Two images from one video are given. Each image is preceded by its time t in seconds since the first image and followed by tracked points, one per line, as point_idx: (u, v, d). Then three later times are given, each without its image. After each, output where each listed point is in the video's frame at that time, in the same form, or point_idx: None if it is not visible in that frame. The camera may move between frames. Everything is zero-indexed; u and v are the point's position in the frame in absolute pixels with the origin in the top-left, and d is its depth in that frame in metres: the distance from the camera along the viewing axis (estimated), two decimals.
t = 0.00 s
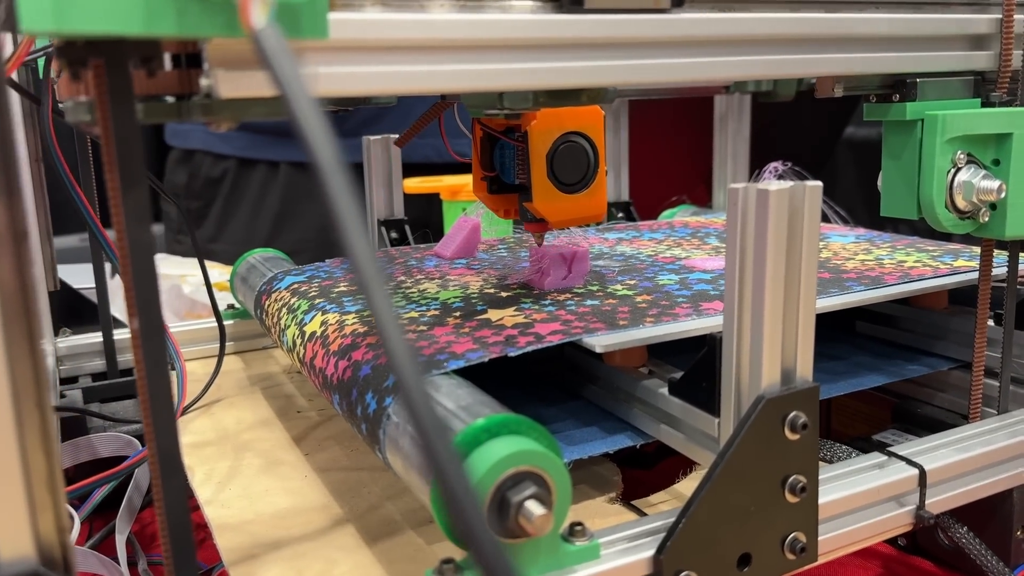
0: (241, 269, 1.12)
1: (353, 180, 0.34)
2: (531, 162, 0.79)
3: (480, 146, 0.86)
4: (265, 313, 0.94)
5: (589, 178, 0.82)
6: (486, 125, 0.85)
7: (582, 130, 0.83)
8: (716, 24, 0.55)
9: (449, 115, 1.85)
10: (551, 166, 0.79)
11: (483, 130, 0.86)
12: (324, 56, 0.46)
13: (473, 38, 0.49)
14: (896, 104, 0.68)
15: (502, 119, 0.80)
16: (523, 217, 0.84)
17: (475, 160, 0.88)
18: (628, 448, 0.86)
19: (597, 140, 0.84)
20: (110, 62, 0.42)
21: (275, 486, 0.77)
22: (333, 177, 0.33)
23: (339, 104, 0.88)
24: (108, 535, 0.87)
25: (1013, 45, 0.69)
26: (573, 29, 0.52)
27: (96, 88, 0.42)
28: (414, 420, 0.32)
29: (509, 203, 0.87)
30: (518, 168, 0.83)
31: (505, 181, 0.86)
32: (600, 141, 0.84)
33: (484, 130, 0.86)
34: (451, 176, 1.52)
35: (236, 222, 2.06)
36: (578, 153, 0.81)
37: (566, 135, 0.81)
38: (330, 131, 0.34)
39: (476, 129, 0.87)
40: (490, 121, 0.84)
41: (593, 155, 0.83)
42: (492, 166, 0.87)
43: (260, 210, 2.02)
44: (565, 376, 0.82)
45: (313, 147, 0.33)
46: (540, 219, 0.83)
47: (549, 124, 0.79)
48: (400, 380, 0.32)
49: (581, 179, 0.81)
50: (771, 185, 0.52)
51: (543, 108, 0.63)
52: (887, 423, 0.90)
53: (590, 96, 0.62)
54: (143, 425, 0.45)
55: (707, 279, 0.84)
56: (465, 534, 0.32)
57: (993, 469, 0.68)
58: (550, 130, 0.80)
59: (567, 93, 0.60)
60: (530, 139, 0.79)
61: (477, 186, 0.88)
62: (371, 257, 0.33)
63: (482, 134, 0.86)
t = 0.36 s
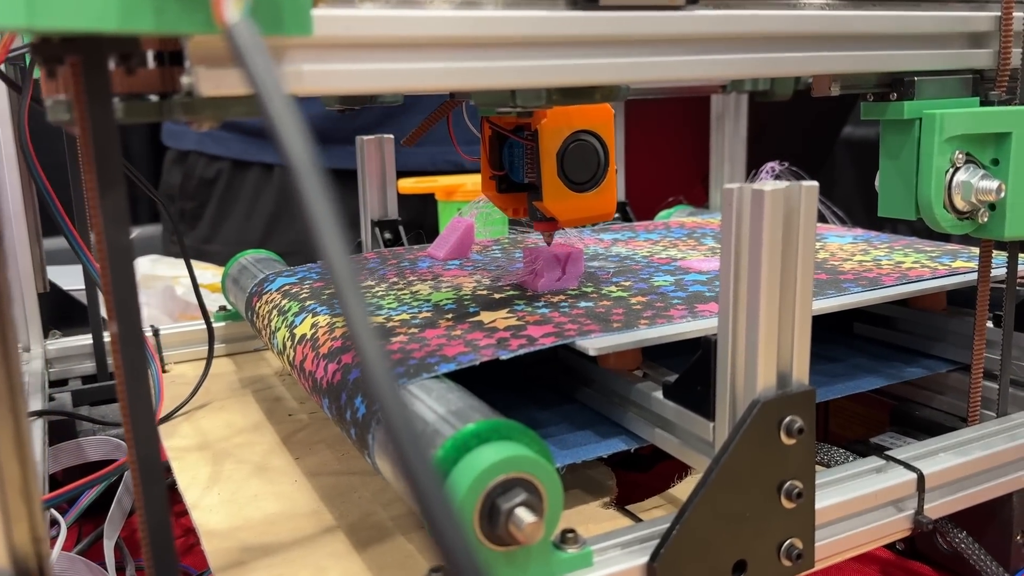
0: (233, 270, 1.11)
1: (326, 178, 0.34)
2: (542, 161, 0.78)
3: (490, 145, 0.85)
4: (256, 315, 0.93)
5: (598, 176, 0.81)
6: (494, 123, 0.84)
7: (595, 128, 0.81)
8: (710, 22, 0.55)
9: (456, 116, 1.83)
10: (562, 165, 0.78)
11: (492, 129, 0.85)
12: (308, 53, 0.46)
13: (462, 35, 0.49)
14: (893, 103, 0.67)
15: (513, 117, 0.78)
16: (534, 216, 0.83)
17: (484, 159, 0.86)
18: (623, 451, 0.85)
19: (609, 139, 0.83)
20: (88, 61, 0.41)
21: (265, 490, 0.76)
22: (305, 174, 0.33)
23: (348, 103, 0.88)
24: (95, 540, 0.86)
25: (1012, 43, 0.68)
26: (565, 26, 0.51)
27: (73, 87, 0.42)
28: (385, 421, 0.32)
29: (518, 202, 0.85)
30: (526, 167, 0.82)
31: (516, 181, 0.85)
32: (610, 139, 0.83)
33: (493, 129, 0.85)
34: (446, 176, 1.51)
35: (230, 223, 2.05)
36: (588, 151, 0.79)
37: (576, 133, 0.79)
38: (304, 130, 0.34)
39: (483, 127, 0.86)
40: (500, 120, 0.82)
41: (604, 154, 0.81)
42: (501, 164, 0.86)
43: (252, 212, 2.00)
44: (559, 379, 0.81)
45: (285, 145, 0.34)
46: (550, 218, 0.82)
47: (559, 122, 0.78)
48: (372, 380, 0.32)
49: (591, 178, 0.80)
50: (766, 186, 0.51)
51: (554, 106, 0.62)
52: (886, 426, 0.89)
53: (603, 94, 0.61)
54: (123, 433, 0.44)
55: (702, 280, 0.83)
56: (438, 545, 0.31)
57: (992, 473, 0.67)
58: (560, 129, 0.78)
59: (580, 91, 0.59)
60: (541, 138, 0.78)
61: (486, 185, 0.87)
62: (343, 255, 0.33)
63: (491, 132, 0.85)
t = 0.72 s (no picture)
0: (227, 269, 1.09)
1: (312, 174, 0.34)
2: (553, 157, 0.77)
3: (499, 141, 0.84)
4: (250, 315, 0.92)
5: (609, 172, 0.80)
6: (505, 119, 0.82)
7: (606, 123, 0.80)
8: (710, 15, 0.54)
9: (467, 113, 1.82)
10: (573, 161, 0.77)
11: (501, 125, 0.83)
12: (299, 46, 0.45)
13: (456, 28, 0.48)
14: (896, 98, 0.66)
15: (524, 113, 0.76)
16: (543, 212, 0.82)
17: (495, 155, 0.85)
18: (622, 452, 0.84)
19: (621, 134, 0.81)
20: (71, 52, 0.40)
21: (258, 492, 0.75)
22: (291, 169, 0.33)
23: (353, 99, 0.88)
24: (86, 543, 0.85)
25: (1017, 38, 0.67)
26: (563, 18, 0.50)
27: (57, 80, 0.41)
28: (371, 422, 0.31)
29: (529, 198, 0.85)
30: (537, 163, 0.81)
31: (525, 176, 0.84)
32: (621, 134, 0.81)
33: (502, 125, 0.83)
34: (443, 175, 1.49)
35: (230, 223, 2.03)
36: (599, 147, 0.78)
37: (587, 129, 0.78)
38: (289, 125, 0.34)
39: (493, 122, 0.84)
40: (510, 115, 0.81)
41: (614, 149, 0.80)
42: (511, 160, 0.85)
43: (251, 212, 2.00)
44: (557, 379, 0.80)
45: (269, 139, 0.33)
46: (560, 214, 0.81)
47: (571, 117, 0.77)
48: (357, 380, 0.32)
49: (601, 173, 0.79)
50: (768, 182, 0.50)
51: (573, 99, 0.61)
52: (888, 426, 0.88)
53: (620, 87, 0.61)
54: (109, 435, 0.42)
55: (702, 279, 0.82)
56: (422, 550, 0.30)
57: (997, 474, 0.66)
58: (572, 125, 0.77)
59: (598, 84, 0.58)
60: (552, 133, 0.77)
61: (496, 181, 0.86)
62: (327, 251, 0.32)
63: (501, 128, 0.83)
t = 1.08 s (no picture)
0: (221, 270, 1.08)
1: (298, 175, 0.33)
2: (537, 158, 0.75)
3: (483, 141, 0.83)
4: (244, 317, 0.91)
5: (595, 173, 0.78)
6: (489, 119, 0.81)
7: (591, 123, 0.78)
8: (710, 11, 0.53)
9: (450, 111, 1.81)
10: (557, 163, 0.76)
11: (486, 125, 0.83)
12: (290, 44, 0.43)
13: (452, 26, 0.47)
14: (900, 97, 0.65)
15: (508, 113, 0.75)
16: (528, 214, 0.80)
17: (479, 156, 0.85)
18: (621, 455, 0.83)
19: (607, 136, 0.80)
20: (53, 49, 0.38)
21: (251, 499, 0.73)
22: (277, 171, 0.32)
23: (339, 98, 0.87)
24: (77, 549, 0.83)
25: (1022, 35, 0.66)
26: (561, 15, 0.49)
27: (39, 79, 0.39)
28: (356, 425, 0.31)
29: (515, 200, 0.84)
30: (522, 163, 0.80)
31: (510, 177, 0.83)
32: (608, 135, 0.80)
33: (487, 125, 0.82)
34: (440, 175, 1.48)
35: (223, 224, 2.01)
36: (585, 148, 0.77)
37: (572, 129, 0.77)
38: (274, 126, 0.33)
39: (478, 122, 0.84)
40: (495, 116, 0.80)
41: (601, 151, 0.79)
42: (496, 162, 0.84)
43: (247, 212, 1.98)
44: (556, 383, 0.79)
45: (255, 140, 0.33)
46: (545, 216, 0.79)
47: (556, 117, 0.75)
48: (343, 383, 0.32)
49: (587, 175, 0.78)
50: (771, 183, 0.49)
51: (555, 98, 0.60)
52: (890, 429, 0.87)
53: (604, 87, 0.58)
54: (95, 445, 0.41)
55: (702, 281, 0.81)
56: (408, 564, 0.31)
57: (1001, 479, 0.65)
58: (557, 125, 0.76)
59: (581, 83, 0.56)
60: (536, 134, 0.75)
61: (481, 183, 0.85)
62: (313, 253, 0.32)
63: (485, 128, 0.83)
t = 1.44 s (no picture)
0: (216, 271, 1.07)
1: (290, 174, 0.32)
2: (519, 159, 0.74)
3: (466, 142, 0.82)
4: (239, 319, 0.89)
5: (579, 174, 0.77)
6: (471, 119, 0.80)
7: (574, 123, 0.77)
8: (715, 7, 0.52)
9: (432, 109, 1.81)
10: (540, 163, 0.74)
11: (468, 125, 0.81)
12: (285, 41, 0.42)
13: (452, 22, 0.46)
14: (907, 95, 0.63)
15: (490, 113, 0.74)
16: (510, 216, 0.79)
17: (461, 156, 0.83)
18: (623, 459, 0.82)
19: (591, 136, 0.79)
20: (38, 44, 0.37)
21: (247, 504, 0.72)
22: (268, 171, 0.32)
23: (319, 98, 0.86)
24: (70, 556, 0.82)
25: None
26: (563, 12, 0.48)
27: (26, 76, 0.38)
28: (349, 432, 0.30)
29: (498, 201, 0.83)
30: (505, 164, 0.79)
31: (493, 178, 0.82)
32: (591, 135, 0.79)
33: (469, 125, 0.82)
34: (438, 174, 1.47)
35: (217, 224, 2.00)
36: (568, 147, 0.76)
37: (555, 129, 0.75)
38: (265, 123, 0.32)
39: (461, 122, 0.83)
40: (476, 115, 0.79)
41: (585, 152, 0.77)
42: (479, 162, 0.83)
43: (240, 211, 1.97)
44: (557, 386, 0.77)
45: (245, 139, 0.32)
46: (528, 218, 0.78)
47: (538, 117, 0.74)
48: (335, 390, 0.31)
49: (570, 176, 0.76)
50: (779, 183, 0.48)
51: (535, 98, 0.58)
52: (895, 431, 0.86)
53: (586, 86, 0.58)
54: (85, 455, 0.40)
55: (704, 282, 0.80)
56: None
57: (1010, 484, 0.64)
58: (540, 125, 0.74)
59: (562, 82, 0.55)
60: (518, 134, 0.74)
61: (463, 183, 0.84)
62: (307, 254, 0.31)
63: (467, 127, 0.82)
